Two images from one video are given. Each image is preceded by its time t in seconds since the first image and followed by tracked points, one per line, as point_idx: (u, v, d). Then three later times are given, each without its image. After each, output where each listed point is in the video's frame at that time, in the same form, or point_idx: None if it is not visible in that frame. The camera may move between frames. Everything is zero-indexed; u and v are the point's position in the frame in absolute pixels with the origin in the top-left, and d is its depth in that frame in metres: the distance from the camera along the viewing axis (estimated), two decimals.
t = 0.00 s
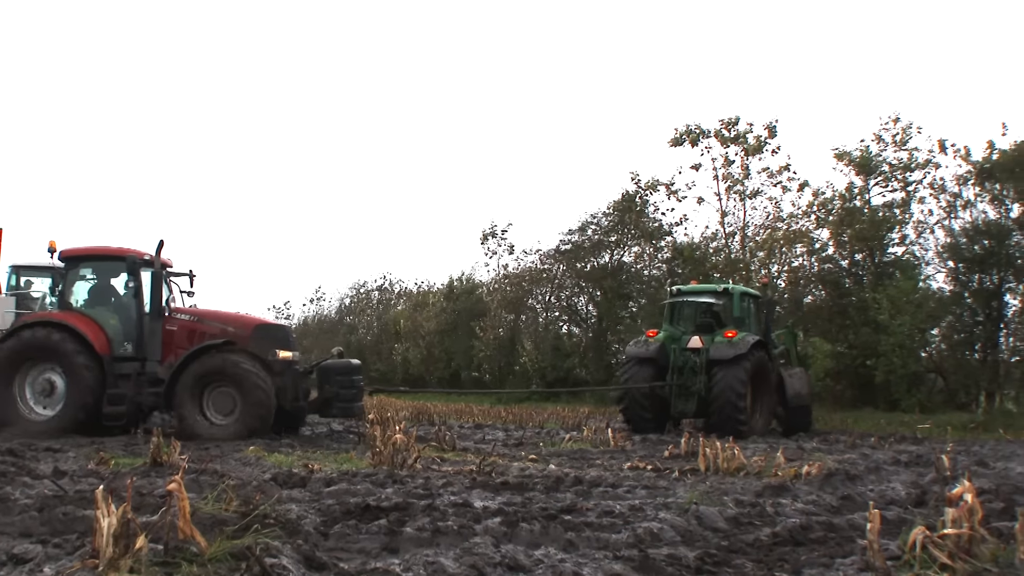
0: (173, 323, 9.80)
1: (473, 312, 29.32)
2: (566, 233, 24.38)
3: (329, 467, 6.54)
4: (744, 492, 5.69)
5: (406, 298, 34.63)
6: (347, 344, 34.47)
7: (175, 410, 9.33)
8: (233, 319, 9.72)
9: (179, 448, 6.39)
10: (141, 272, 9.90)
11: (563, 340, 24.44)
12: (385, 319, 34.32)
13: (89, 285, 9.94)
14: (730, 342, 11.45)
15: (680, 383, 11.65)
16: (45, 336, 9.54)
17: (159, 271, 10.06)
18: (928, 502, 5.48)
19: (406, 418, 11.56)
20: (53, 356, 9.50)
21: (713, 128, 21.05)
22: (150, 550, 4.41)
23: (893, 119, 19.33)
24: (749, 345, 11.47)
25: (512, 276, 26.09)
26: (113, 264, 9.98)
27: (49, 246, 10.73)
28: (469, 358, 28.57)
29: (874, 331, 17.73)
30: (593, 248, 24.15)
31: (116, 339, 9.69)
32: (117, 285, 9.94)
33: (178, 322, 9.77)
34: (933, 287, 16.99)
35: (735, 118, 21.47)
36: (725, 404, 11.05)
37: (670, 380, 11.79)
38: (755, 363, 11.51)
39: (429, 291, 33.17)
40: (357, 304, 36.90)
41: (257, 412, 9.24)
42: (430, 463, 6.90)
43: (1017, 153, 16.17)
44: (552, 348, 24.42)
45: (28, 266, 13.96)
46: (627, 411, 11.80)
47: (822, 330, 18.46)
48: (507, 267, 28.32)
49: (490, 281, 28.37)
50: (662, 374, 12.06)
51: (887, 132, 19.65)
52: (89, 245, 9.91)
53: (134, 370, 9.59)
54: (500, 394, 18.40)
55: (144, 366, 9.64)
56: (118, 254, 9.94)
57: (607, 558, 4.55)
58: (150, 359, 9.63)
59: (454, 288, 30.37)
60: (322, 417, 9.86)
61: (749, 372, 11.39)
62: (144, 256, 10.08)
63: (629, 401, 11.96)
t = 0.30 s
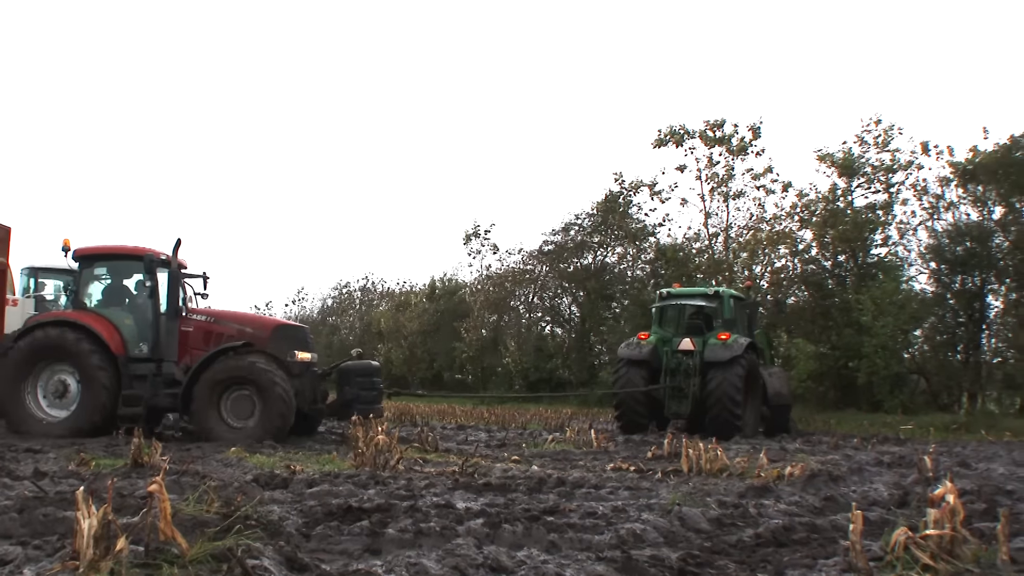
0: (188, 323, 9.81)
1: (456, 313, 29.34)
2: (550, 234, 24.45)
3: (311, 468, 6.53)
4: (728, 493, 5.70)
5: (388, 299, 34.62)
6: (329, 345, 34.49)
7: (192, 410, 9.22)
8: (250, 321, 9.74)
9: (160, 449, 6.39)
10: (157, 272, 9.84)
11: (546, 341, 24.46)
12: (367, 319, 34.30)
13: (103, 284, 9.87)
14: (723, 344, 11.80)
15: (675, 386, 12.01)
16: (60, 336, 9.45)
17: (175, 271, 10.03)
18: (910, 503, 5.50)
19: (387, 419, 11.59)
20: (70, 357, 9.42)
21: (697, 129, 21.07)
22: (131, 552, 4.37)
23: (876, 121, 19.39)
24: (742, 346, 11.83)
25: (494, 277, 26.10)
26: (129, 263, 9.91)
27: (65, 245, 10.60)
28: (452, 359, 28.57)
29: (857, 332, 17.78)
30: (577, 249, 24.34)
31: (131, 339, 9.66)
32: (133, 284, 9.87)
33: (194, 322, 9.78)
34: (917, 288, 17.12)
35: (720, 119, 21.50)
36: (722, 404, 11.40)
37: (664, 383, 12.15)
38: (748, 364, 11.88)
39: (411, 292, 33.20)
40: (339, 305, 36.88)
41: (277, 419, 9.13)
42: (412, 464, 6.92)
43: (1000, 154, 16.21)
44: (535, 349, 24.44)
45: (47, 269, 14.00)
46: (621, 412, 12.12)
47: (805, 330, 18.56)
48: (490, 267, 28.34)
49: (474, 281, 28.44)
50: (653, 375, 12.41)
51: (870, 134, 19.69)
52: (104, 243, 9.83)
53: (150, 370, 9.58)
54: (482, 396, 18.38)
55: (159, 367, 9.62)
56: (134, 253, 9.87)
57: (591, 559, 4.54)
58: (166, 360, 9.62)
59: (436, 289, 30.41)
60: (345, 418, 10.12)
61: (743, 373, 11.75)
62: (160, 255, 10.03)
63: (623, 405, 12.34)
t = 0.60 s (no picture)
0: (206, 323, 9.71)
1: (440, 313, 29.38)
2: (535, 234, 24.55)
3: (295, 469, 6.50)
4: (712, 494, 5.69)
5: (372, 300, 34.65)
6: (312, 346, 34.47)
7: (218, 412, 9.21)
8: (271, 319, 9.71)
9: (142, 450, 6.38)
10: (176, 272, 9.78)
11: (530, 342, 24.50)
12: (350, 320, 34.33)
13: (122, 284, 9.80)
14: (717, 346, 12.13)
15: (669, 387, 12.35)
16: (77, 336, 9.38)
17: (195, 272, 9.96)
18: (895, 503, 5.50)
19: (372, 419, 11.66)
20: (87, 357, 9.32)
21: (683, 130, 21.08)
22: (113, 553, 4.33)
23: (860, 122, 19.45)
24: (735, 349, 12.13)
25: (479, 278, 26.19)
26: (148, 262, 9.84)
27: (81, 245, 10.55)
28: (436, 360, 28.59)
29: (842, 333, 17.84)
30: (561, 250, 24.43)
31: (150, 339, 9.56)
32: (151, 284, 9.80)
33: (213, 321, 9.69)
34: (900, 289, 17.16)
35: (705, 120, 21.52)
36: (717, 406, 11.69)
37: (658, 384, 12.50)
38: (741, 366, 12.17)
39: (396, 293, 33.23)
40: (323, 305, 36.96)
41: (306, 415, 9.12)
42: (397, 465, 6.91)
43: (983, 155, 16.23)
44: (519, 349, 24.48)
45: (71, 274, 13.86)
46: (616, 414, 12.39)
47: (790, 331, 18.64)
48: (475, 267, 28.36)
49: (459, 282, 28.48)
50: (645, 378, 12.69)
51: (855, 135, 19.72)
52: (124, 243, 9.77)
53: (170, 371, 9.41)
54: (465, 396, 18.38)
55: (179, 367, 9.46)
56: (153, 252, 9.78)
57: (575, 561, 4.52)
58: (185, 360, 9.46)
59: (421, 290, 30.51)
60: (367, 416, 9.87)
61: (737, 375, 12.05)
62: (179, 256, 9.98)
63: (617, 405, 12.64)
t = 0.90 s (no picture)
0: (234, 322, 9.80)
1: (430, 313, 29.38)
2: (525, 234, 24.58)
3: (283, 470, 6.47)
4: (702, 495, 5.68)
5: (361, 300, 34.66)
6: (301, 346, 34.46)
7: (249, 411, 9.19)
8: (299, 318, 9.81)
9: (130, 451, 6.36)
10: (202, 271, 9.78)
11: (520, 342, 24.51)
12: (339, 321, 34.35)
13: (146, 283, 9.77)
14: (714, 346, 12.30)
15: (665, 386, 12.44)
16: (103, 337, 9.36)
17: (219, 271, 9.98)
18: (884, 504, 5.50)
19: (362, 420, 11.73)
20: (113, 358, 9.31)
21: (673, 130, 21.08)
22: (101, 554, 4.28)
23: (850, 123, 19.46)
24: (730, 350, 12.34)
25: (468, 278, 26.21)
26: (173, 261, 9.81)
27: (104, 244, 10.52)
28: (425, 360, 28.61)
29: (832, 333, 17.87)
30: (551, 250, 24.46)
31: (176, 340, 9.55)
32: (176, 283, 9.76)
33: (240, 320, 9.80)
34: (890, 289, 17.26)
35: (695, 120, 21.52)
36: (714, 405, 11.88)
37: (653, 384, 12.60)
38: (734, 366, 12.38)
39: (385, 293, 33.24)
40: (312, 305, 36.97)
41: (339, 415, 9.17)
42: (386, 466, 6.88)
43: (973, 155, 16.21)
44: (509, 350, 24.49)
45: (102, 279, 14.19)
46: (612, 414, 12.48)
47: (780, 332, 18.65)
48: (464, 268, 28.35)
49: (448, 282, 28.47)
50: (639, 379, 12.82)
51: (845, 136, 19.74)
52: (148, 242, 9.75)
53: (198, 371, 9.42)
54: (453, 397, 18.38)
55: (207, 367, 9.48)
56: (178, 252, 9.76)
57: (564, 562, 4.51)
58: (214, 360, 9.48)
59: (410, 290, 30.54)
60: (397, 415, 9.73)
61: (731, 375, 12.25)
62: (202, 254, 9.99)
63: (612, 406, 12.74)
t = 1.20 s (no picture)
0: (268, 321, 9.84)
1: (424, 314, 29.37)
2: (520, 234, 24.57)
3: (276, 470, 6.45)
4: (697, 496, 5.67)
5: (355, 300, 34.64)
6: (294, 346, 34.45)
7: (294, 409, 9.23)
8: (333, 317, 9.91)
9: (123, 451, 6.34)
10: (237, 270, 9.81)
11: (514, 342, 24.50)
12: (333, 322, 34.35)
13: (179, 281, 9.73)
14: (712, 347, 12.39)
15: (666, 388, 12.49)
16: (138, 336, 9.25)
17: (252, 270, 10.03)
18: (880, 504, 5.49)
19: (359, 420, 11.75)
20: (148, 358, 9.19)
21: (667, 130, 21.06)
22: (94, 555, 4.24)
23: (844, 122, 19.45)
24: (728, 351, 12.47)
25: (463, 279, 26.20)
26: (207, 260, 9.81)
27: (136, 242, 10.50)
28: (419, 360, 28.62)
29: (827, 333, 17.89)
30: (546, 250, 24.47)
31: (209, 339, 9.52)
32: (209, 282, 9.76)
33: (275, 319, 9.83)
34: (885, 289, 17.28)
35: (689, 120, 21.49)
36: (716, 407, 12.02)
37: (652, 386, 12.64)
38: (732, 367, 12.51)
39: (379, 294, 33.22)
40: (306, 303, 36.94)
41: (380, 412, 9.25)
42: (380, 466, 6.85)
43: (968, 155, 16.21)
44: (503, 350, 24.47)
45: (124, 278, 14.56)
46: (613, 416, 12.50)
47: (775, 332, 18.66)
48: (457, 268, 28.34)
49: (442, 282, 28.47)
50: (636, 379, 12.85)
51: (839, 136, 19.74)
52: (181, 241, 9.73)
53: (235, 371, 9.39)
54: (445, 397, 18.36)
55: (243, 367, 9.46)
56: (213, 251, 9.76)
57: (559, 562, 4.49)
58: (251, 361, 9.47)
59: (404, 291, 30.54)
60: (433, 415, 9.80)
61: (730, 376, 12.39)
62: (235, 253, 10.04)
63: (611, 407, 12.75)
